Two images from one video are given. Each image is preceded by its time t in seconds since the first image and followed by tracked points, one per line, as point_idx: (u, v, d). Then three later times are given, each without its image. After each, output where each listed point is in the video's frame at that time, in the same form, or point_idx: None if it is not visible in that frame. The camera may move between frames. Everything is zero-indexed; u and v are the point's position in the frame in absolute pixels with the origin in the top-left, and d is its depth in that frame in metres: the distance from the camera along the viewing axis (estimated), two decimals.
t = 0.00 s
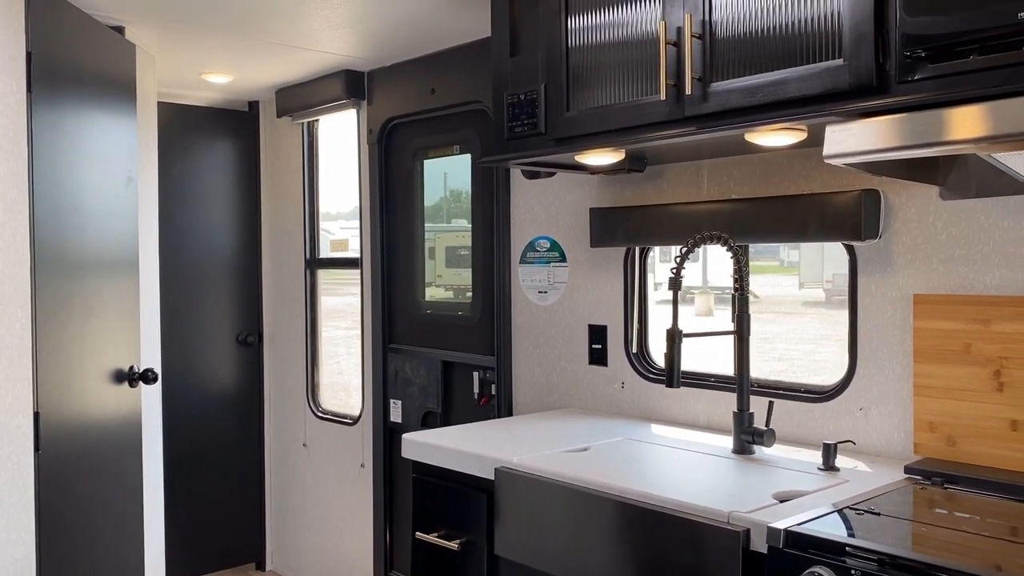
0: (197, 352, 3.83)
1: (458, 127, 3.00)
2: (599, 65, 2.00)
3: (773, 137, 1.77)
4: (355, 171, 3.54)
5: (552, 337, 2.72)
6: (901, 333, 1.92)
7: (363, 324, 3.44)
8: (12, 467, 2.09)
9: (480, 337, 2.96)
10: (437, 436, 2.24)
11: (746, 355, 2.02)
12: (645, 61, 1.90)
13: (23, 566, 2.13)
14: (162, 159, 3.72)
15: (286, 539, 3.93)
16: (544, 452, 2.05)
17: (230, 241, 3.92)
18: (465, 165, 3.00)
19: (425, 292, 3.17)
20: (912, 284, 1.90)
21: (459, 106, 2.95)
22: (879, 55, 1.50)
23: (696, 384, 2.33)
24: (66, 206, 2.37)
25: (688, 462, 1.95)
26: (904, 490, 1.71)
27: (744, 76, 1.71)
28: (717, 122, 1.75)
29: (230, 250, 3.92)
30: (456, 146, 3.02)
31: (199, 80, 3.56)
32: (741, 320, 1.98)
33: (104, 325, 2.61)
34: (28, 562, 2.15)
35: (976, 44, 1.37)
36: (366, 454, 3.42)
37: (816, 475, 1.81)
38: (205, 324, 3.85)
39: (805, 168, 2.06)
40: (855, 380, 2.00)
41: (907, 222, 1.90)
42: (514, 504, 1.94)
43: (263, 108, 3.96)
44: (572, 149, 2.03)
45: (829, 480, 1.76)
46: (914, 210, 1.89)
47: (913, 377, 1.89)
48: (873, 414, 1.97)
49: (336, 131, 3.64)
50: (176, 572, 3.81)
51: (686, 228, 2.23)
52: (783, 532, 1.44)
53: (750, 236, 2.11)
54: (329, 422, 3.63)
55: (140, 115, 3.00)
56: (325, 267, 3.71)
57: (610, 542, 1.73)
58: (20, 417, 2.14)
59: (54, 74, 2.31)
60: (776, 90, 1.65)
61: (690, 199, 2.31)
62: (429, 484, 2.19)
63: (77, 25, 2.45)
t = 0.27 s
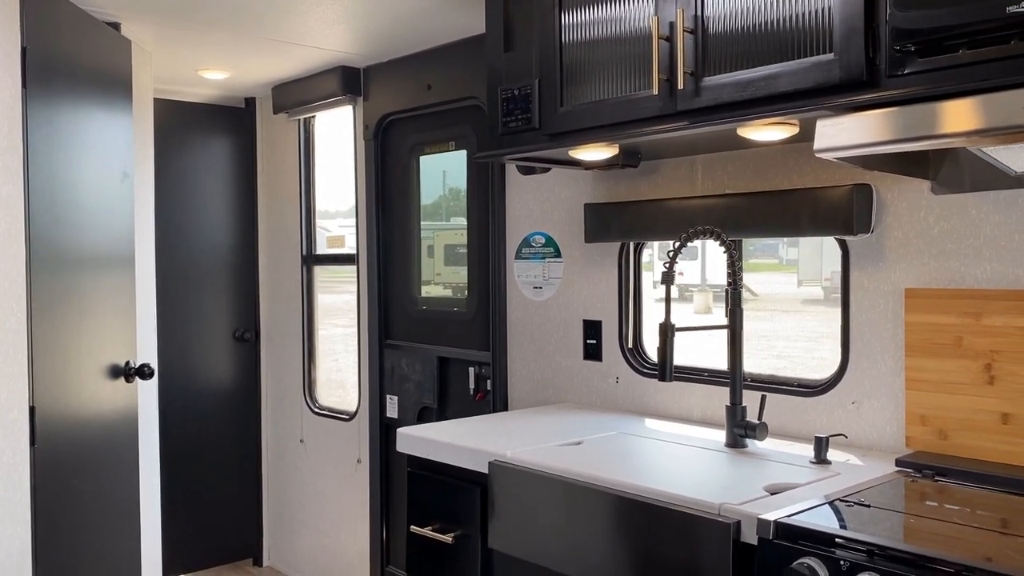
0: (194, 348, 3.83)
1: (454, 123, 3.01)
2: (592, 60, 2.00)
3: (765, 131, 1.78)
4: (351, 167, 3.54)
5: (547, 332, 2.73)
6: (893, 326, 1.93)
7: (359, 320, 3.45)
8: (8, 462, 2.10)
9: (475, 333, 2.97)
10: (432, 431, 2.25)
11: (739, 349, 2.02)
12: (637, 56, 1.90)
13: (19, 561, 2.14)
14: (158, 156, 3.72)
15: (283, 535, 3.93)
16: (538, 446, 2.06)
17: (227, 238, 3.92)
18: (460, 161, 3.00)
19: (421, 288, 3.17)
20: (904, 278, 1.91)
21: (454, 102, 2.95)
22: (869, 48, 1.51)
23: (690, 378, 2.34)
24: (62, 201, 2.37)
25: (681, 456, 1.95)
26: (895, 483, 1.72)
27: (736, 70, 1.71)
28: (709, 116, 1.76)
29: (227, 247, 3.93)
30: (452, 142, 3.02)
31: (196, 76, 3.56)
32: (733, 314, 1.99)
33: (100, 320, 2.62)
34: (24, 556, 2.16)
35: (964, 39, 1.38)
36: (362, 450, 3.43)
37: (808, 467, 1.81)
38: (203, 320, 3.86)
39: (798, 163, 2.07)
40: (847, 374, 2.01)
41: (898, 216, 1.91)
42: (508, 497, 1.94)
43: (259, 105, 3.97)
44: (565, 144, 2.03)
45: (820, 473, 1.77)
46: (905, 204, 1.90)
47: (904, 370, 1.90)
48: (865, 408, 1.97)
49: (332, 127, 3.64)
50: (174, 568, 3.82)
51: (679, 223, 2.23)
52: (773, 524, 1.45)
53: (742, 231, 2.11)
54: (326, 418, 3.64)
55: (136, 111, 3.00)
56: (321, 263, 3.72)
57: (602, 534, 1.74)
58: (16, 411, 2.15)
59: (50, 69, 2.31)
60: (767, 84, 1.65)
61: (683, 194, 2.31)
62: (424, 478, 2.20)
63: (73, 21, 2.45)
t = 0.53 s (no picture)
0: (189, 341, 3.85)
1: (447, 116, 3.02)
2: (581, 52, 2.01)
3: (751, 123, 1.79)
4: (345, 160, 3.56)
5: (538, 324, 2.75)
6: (879, 316, 1.94)
7: (353, 313, 3.46)
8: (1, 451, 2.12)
9: (468, 325, 2.98)
10: (423, 421, 2.26)
11: (728, 339, 2.04)
12: (625, 48, 1.91)
13: (13, 549, 2.16)
14: (154, 149, 3.73)
15: (278, 527, 3.95)
16: (527, 435, 2.08)
17: (222, 231, 3.94)
18: (453, 153, 3.02)
19: (415, 280, 3.18)
20: (890, 269, 1.92)
21: (447, 95, 2.96)
22: (853, 39, 1.52)
23: (679, 369, 2.35)
24: (55, 192, 2.39)
25: (669, 445, 1.97)
26: (879, 471, 1.74)
27: (722, 62, 1.72)
28: (696, 108, 1.77)
29: (222, 240, 3.94)
30: (445, 135, 3.04)
31: (191, 69, 3.57)
32: (722, 305, 2.01)
33: (94, 311, 2.63)
34: (17, 544, 2.18)
35: (945, 30, 1.40)
36: (356, 442, 3.45)
37: (793, 456, 1.83)
38: (198, 313, 3.87)
39: (786, 155, 2.08)
40: (834, 364, 2.03)
41: (884, 207, 1.92)
42: (497, 485, 1.96)
43: (254, 99, 3.98)
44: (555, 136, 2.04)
45: (805, 461, 1.79)
46: (892, 195, 1.91)
47: (890, 359, 1.91)
48: (851, 398, 1.99)
49: (327, 120, 3.65)
50: (169, 559, 3.84)
51: (668, 214, 2.25)
52: (756, 509, 1.47)
53: (731, 222, 2.13)
54: (320, 410, 3.65)
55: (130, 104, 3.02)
56: (316, 256, 3.73)
57: (589, 521, 1.76)
58: (9, 400, 2.17)
59: (43, 61, 2.32)
60: (752, 75, 1.66)
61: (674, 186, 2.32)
62: (414, 467, 2.22)
63: (66, 13, 2.46)
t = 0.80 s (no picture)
0: (180, 333, 3.85)
1: (436, 108, 3.03)
2: (567, 43, 2.01)
3: (735, 113, 1.81)
4: (336, 152, 3.56)
5: (527, 316, 2.76)
6: (862, 306, 1.96)
7: (344, 305, 3.47)
8: None
9: (457, 316, 2.99)
10: (411, 410, 2.28)
11: (713, 329, 2.05)
12: (609, 39, 1.91)
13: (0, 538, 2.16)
14: (144, 141, 3.73)
15: (269, 519, 3.96)
16: (514, 423, 2.09)
17: (213, 223, 3.94)
18: (443, 145, 3.03)
19: (404, 272, 3.19)
20: (872, 259, 1.94)
21: (437, 87, 2.97)
22: (834, 29, 1.53)
23: (665, 360, 2.37)
24: (43, 182, 2.39)
25: (654, 433, 1.99)
26: (861, 459, 1.75)
27: (705, 52, 1.73)
28: (680, 98, 1.78)
29: (213, 232, 3.94)
30: (435, 127, 3.04)
31: (181, 61, 3.57)
32: (707, 295, 2.03)
33: (82, 302, 2.64)
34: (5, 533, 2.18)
35: (924, 19, 1.41)
36: (347, 433, 3.46)
37: (776, 444, 1.85)
38: (189, 305, 3.87)
39: (770, 145, 2.10)
40: (817, 354, 2.04)
41: (867, 197, 1.94)
42: (484, 473, 1.97)
43: (245, 91, 3.98)
44: (541, 126, 2.05)
45: (787, 449, 1.81)
46: (874, 186, 1.93)
47: (873, 348, 1.93)
48: (834, 386, 2.01)
49: (317, 113, 3.66)
50: (160, 551, 3.85)
51: (654, 205, 2.26)
52: (736, 494, 1.49)
53: (716, 213, 2.14)
54: (311, 402, 3.66)
55: (120, 95, 3.01)
56: (306, 249, 3.74)
57: (573, 507, 1.77)
58: None
59: (30, 50, 2.32)
60: (735, 65, 1.67)
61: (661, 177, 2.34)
62: (402, 456, 2.23)
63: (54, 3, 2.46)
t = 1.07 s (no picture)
0: (161, 326, 3.85)
1: (417, 102, 3.04)
2: (543, 37, 2.02)
3: (708, 108, 1.83)
4: (317, 146, 3.57)
5: (506, 309, 2.78)
6: (833, 298, 1.99)
7: (325, 297, 3.47)
8: None
9: (438, 309, 3.00)
10: (389, 402, 2.29)
11: (687, 321, 2.08)
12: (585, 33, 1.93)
13: None
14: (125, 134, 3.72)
15: (250, 512, 3.97)
16: (491, 414, 2.11)
17: (195, 216, 3.94)
18: (423, 138, 3.04)
19: (385, 265, 3.20)
20: (843, 252, 1.97)
21: (418, 81, 2.98)
22: (803, 25, 1.55)
23: (641, 352, 2.39)
24: (20, 173, 2.38)
25: (629, 424, 2.01)
26: (829, 449, 1.78)
27: (679, 47, 1.75)
28: (654, 92, 1.80)
29: (195, 225, 3.94)
30: (415, 121, 3.05)
31: (162, 54, 3.56)
32: (682, 287, 2.05)
33: (61, 293, 2.63)
34: None
35: (891, 17, 1.44)
36: (328, 426, 3.47)
37: (747, 434, 1.88)
38: (170, 298, 3.87)
39: (745, 140, 2.12)
40: (789, 346, 2.07)
41: (838, 192, 1.97)
42: (460, 463, 1.99)
43: (227, 85, 3.98)
44: (519, 120, 2.06)
45: (758, 439, 1.84)
46: (846, 180, 1.96)
47: (843, 340, 1.96)
48: (806, 377, 2.04)
49: (299, 106, 3.66)
50: (140, 544, 3.84)
51: (629, 197, 2.27)
52: (704, 482, 1.52)
53: (690, 206, 2.15)
54: (292, 395, 3.67)
55: (99, 87, 3.01)
56: (287, 242, 3.74)
57: (547, 496, 1.80)
58: None
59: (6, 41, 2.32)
60: (707, 60, 1.69)
61: (638, 171, 2.35)
62: (380, 447, 2.25)
63: None
